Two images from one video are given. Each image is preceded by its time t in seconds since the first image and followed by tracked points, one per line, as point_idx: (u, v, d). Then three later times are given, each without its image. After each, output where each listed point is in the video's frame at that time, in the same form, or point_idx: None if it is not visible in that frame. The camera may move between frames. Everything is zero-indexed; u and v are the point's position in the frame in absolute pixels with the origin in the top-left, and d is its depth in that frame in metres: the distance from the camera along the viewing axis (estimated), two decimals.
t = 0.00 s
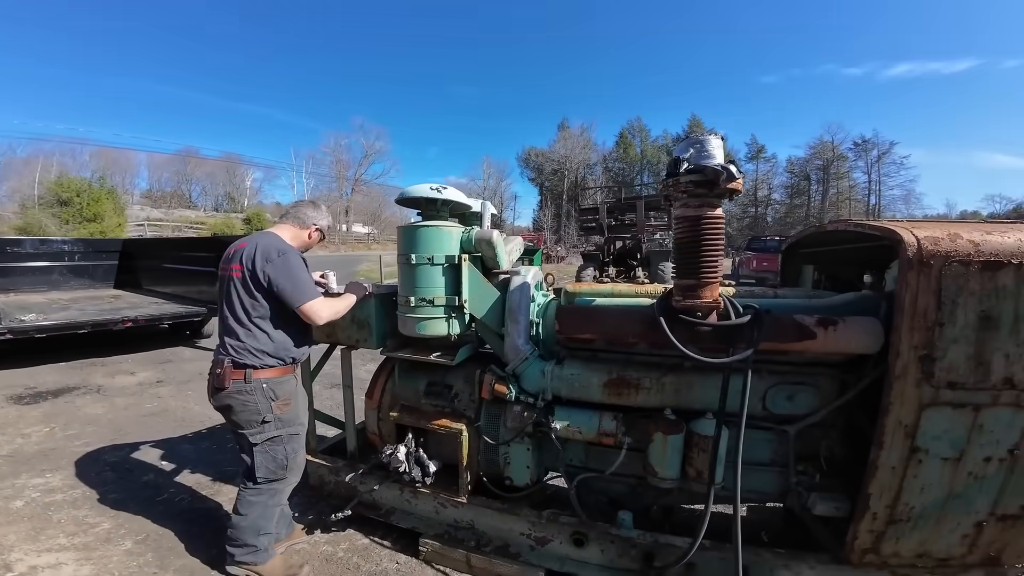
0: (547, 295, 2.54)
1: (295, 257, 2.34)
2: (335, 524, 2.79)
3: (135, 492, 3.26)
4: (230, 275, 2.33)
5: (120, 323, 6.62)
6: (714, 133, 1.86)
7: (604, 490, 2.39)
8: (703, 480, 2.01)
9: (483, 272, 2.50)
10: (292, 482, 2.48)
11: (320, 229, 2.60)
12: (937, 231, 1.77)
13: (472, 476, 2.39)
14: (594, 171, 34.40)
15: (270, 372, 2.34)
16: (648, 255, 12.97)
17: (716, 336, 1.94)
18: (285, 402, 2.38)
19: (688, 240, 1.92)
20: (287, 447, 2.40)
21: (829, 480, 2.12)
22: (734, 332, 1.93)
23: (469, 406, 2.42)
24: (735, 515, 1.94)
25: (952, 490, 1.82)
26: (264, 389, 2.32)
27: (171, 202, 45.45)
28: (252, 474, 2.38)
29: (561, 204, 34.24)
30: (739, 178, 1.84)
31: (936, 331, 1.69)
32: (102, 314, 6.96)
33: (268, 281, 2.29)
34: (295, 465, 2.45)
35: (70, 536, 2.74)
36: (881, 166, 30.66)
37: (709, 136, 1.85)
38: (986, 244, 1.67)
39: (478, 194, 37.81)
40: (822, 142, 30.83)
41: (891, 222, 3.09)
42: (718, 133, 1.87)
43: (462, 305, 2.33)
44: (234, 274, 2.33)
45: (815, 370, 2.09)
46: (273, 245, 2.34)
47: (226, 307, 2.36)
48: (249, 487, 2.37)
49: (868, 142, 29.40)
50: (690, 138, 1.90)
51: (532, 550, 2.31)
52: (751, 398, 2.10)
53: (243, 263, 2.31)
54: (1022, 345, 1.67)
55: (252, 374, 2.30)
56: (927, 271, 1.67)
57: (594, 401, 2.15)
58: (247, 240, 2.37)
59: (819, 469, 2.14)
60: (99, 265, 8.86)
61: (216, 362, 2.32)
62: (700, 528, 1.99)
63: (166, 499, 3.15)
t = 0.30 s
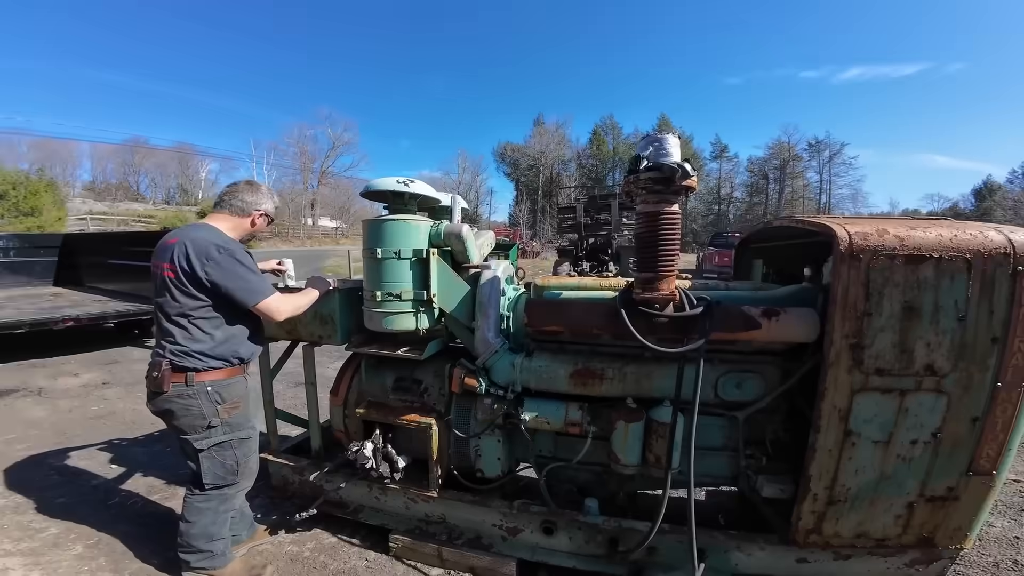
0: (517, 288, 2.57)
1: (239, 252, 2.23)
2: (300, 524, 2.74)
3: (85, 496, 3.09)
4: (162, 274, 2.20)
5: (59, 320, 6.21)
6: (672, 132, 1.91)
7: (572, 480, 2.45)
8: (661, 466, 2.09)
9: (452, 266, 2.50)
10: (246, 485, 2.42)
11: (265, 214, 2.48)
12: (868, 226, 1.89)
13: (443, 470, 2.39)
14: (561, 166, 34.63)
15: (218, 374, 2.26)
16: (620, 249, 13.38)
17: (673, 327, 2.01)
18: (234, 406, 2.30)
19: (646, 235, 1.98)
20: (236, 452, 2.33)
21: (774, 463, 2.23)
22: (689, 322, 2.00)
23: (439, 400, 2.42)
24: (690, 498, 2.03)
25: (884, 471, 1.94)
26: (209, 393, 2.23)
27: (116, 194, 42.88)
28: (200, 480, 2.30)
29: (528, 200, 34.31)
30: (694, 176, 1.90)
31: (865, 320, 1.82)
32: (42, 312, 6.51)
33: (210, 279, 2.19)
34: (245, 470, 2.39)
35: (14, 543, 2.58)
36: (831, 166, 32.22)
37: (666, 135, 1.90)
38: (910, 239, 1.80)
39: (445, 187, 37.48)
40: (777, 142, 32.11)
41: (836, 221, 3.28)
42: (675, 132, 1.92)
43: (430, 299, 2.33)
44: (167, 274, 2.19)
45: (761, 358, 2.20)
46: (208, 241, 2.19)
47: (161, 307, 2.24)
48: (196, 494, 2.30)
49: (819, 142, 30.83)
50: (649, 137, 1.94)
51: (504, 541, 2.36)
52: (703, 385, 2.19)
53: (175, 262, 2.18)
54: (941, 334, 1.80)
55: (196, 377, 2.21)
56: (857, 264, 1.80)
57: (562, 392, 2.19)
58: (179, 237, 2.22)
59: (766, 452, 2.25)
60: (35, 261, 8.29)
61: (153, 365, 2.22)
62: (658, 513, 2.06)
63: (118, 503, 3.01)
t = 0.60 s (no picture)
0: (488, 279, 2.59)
1: (182, 242, 2.15)
2: (267, 521, 2.69)
3: (33, 498, 2.93)
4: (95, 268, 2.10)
5: None
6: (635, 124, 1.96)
7: (543, 467, 2.50)
8: (626, 451, 2.16)
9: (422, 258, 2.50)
10: (203, 484, 2.36)
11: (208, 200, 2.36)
12: (813, 218, 1.99)
13: (415, 462, 2.39)
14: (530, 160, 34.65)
15: (165, 373, 2.18)
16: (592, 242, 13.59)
17: (636, 315, 2.07)
18: (183, 406, 2.22)
19: (611, 226, 2.03)
20: (188, 454, 2.25)
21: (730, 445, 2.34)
22: (650, 310, 2.07)
23: (410, 392, 2.42)
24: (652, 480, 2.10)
25: (827, 452, 2.06)
26: (153, 394, 2.15)
27: (60, 184, 40.33)
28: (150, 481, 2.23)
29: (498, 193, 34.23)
30: (655, 168, 1.96)
31: (808, 307, 1.92)
32: None
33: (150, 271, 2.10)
34: (199, 471, 2.31)
35: None
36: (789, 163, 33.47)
37: (630, 127, 1.96)
38: (850, 230, 1.91)
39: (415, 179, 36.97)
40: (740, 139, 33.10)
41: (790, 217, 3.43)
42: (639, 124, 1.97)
43: (399, 291, 2.31)
44: (100, 267, 2.10)
45: (717, 345, 2.29)
46: (144, 231, 2.10)
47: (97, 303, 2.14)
48: (147, 496, 2.23)
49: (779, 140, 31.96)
50: (614, 129, 1.98)
51: (477, 530, 2.40)
52: (665, 372, 2.27)
53: (108, 254, 2.08)
54: (876, 320, 1.92)
55: (138, 376, 2.13)
56: (801, 253, 1.90)
57: (532, 380, 2.22)
58: (112, 227, 2.12)
59: (722, 435, 2.36)
60: None
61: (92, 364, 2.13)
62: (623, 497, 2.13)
63: (70, 505, 2.87)
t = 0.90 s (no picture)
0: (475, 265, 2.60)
1: (126, 231, 2.01)
2: (255, 510, 2.68)
3: (12, 492, 2.86)
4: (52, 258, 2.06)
5: None
6: (622, 108, 1.97)
7: (531, 452, 2.53)
8: (612, 433, 2.19)
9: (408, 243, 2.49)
10: (180, 476, 2.30)
11: (121, 168, 2.17)
12: (793, 202, 2.03)
13: (404, 448, 2.40)
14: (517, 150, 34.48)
15: (135, 365, 2.13)
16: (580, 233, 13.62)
17: (622, 299, 2.09)
18: (156, 398, 2.17)
19: (598, 210, 2.05)
20: (162, 447, 2.19)
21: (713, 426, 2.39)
22: (635, 294, 2.09)
23: (398, 378, 2.42)
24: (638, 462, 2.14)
25: (805, 432, 2.12)
26: (123, 386, 2.10)
27: (30, 174, 39.00)
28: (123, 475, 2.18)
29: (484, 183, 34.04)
30: (642, 152, 1.98)
31: (788, 290, 1.96)
32: None
33: (96, 262, 2.00)
34: (176, 463, 2.25)
35: None
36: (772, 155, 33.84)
37: (618, 111, 1.96)
38: (829, 214, 1.94)
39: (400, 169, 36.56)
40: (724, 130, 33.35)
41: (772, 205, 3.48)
42: (627, 108, 1.98)
43: (385, 276, 2.30)
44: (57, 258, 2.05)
45: (701, 329, 2.33)
46: (95, 220, 2.01)
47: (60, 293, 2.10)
48: (122, 489, 2.18)
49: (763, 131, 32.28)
50: (601, 113, 2.00)
51: (467, 514, 2.42)
52: (650, 355, 2.30)
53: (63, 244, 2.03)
54: (852, 302, 1.96)
55: (105, 369, 2.09)
56: (781, 236, 1.94)
57: (520, 364, 2.24)
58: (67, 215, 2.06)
59: (705, 417, 2.40)
60: None
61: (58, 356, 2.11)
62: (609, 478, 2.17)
63: (51, 498, 2.81)
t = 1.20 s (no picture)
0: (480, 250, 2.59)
1: (76, 226, 1.90)
2: (264, 495, 2.70)
3: (21, 481, 2.86)
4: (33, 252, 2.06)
5: None
6: (632, 90, 1.96)
7: (536, 437, 2.54)
8: (619, 417, 2.20)
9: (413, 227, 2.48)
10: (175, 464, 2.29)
11: (100, 157, 2.05)
12: (806, 185, 2.01)
13: (411, 432, 2.42)
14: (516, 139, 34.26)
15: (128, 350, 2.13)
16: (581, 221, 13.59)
17: (631, 283, 2.09)
18: (147, 385, 2.15)
19: (607, 192, 2.04)
20: (154, 435, 2.19)
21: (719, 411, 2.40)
22: (644, 277, 2.08)
23: (404, 362, 2.43)
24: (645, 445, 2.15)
25: (812, 416, 2.12)
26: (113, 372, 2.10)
27: (25, 164, 38.67)
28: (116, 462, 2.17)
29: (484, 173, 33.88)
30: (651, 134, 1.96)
31: (799, 274, 1.96)
32: None
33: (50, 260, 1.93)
34: (170, 452, 2.24)
35: None
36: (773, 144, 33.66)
37: (627, 92, 1.95)
38: (842, 197, 1.93)
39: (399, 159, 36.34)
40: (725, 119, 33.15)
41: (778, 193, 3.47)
42: (637, 89, 1.96)
43: (391, 260, 2.29)
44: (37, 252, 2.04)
45: (708, 313, 2.32)
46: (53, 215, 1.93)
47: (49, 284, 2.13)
48: (119, 477, 2.18)
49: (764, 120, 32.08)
50: (610, 94, 1.98)
51: (474, 498, 2.44)
52: (657, 340, 2.31)
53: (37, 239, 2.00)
54: (863, 286, 1.96)
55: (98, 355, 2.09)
56: (793, 220, 1.92)
57: (526, 349, 2.24)
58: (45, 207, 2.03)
59: (711, 402, 2.41)
60: None
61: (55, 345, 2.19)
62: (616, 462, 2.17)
63: (60, 486, 2.82)
